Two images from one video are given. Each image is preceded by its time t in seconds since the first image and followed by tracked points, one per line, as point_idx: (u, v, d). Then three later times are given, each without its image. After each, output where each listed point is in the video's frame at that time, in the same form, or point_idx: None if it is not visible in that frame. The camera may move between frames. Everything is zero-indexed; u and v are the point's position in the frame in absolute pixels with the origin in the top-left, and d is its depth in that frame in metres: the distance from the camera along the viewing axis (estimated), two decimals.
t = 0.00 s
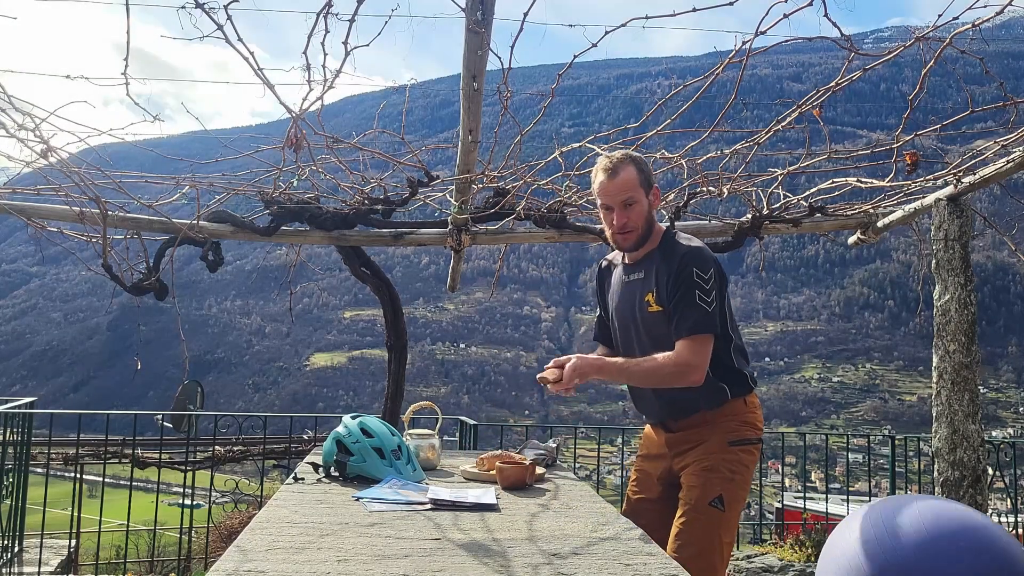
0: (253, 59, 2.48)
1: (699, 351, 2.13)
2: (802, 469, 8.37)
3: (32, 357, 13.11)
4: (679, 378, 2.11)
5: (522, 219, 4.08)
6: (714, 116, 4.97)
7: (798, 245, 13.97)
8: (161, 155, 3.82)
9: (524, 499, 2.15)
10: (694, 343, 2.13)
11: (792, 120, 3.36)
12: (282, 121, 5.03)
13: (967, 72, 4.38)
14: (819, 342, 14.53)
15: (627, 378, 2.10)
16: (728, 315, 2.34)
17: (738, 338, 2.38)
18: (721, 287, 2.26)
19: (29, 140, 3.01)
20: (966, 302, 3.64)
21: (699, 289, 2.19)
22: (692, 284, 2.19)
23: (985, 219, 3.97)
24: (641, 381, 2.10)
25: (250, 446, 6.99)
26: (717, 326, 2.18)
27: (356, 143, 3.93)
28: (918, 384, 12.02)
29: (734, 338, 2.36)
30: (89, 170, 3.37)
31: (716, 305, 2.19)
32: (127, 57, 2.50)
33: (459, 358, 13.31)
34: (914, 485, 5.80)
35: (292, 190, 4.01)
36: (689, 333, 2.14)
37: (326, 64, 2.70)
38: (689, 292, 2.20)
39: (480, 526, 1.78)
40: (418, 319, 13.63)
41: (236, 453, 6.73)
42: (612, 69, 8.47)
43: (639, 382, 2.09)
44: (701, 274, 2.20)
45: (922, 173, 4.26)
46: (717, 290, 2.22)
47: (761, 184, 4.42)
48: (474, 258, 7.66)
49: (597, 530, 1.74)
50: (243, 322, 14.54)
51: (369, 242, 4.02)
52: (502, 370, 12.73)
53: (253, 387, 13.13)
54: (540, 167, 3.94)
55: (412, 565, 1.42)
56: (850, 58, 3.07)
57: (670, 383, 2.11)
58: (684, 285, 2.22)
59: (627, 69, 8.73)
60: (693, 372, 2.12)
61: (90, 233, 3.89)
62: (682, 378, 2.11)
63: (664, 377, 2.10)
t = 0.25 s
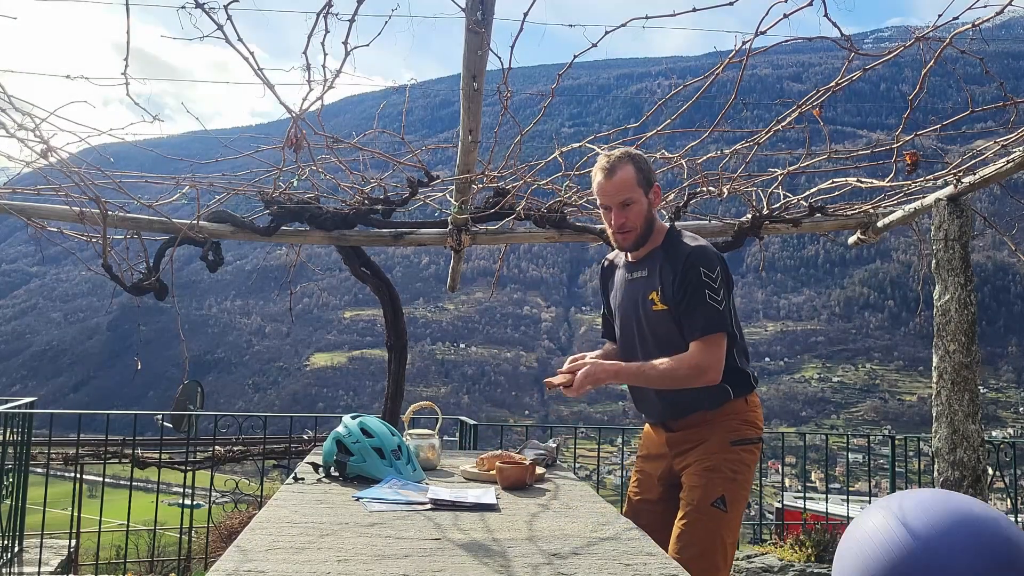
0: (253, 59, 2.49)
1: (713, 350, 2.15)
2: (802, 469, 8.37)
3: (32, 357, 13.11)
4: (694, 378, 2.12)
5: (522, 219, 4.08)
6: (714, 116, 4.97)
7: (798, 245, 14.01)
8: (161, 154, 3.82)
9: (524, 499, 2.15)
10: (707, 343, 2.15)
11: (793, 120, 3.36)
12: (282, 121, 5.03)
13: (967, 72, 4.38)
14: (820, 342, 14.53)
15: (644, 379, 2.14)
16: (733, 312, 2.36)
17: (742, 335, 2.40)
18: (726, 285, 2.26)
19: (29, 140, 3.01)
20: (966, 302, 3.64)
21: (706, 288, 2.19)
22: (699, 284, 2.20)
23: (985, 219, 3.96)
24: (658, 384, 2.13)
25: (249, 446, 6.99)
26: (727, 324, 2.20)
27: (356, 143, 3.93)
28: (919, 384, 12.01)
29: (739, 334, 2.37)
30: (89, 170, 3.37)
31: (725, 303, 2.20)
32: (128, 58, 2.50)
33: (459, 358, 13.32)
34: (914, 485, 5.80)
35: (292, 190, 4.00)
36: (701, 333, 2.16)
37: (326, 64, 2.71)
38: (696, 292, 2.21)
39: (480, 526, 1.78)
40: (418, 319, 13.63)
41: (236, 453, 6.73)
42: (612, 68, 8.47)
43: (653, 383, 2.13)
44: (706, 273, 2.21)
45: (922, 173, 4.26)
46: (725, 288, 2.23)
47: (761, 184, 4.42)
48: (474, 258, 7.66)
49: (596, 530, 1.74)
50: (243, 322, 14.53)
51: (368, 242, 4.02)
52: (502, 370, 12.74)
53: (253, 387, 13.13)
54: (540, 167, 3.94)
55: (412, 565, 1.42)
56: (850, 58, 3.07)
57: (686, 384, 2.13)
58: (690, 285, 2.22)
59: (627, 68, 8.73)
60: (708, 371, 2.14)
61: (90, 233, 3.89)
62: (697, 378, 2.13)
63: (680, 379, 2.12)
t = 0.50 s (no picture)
0: (253, 59, 2.51)
1: (717, 350, 2.13)
2: (802, 469, 8.37)
3: (32, 357, 13.11)
4: (700, 378, 2.10)
5: (522, 219, 4.08)
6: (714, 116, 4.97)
7: (798, 245, 13.87)
8: (161, 154, 3.82)
9: (524, 499, 2.15)
10: (711, 343, 2.14)
11: (792, 120, 3.36)
12: (282, 121, 5.03)
13: (967, 72, 4.38)
14: (819, 342, 14.53)
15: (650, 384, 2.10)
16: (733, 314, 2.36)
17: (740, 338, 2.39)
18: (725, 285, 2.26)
19: (29, 140, 3.01)
20: (966, 302, 3.64)
21: (705, 288, 2.18)
22: (698, 285, 2.19)
23: (986, 219, 3.96)
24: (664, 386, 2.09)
25: (250, 446, 6.98)
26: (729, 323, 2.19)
27: (356, 143, 3.94)
28: (919, 384, 12.00)
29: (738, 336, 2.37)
30: (89, 170, 3.37)
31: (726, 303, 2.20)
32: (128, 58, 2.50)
33: (459, 358, 13.33)
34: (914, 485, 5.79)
35: (292, 190, 4.00)
36: (705, 333, 2.14)
37: (326, 64, 2.72)
38: (695, 294, 2.20)
39: (480, 525, 1.78)
40: (418, 319, 13.61)
41: (236, 453, 6.73)
42: (612, 68, 8.47)
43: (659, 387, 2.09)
44: (704, 274, 2.20)
45: (922, 173, 4.26)
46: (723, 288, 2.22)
47: (761, 184, 4.42)
48: (474, 258, 7.67)
49: (596, 529, 1.75)
50: (243, 321, 14.52)
51: (368, 242, 4.02)
52: (502, 370, 12.75)
53: (253, 387, 13.13)
54: (540, 167, 3.93)
55: (412, 565, 1.42)
56: (850, 58, 3.07)
57: (693, 384, 2.11)
58: (689, 287, 2.22)
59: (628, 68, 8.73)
60: (715, 370, 2.12)
61: (90, 233, 3.89)
62: (704, 378, 2.10)
63: (686, 381, 2.10)
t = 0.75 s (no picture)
0: (253, 59, 2.54)
1: (699, 380, 2.10)
2: (802, 469, 8.37)
3: (32, 357, 13.10)
4: (682, 413, 2.06)
5: (522, 219, 4.08)
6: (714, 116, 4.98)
7: (797, 245, 14.23)
8: (161, 155, 3.82)
9: (524, 499, 2.15)
10: (693, 372, 2.11)
11: (792, 120, 3.36)
12: (281, 121, 5.03)
13: (967, 72, 4.38)
14: (819, 342, 14.54)
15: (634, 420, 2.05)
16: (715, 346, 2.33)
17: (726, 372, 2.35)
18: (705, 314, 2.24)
19: (29, 140, 3.02)
20: (966, 302, 3.64)
21: (685, 316, 2.16)
22: (679, 314, 2.16)
23: (986, 219, 3.96)
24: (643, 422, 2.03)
25: (250, 446, 6.98)
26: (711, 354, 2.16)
27: (356, 143, 3.94)
28: (919, 384, 11.99)
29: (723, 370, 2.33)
30: (89, 170, 3.37)
31: (706, 333, 2.17)
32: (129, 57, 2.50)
33: (459, 357, 13.34)
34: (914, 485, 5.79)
35: (292, 190, 4.00)
36: (688, 365, 2.11)
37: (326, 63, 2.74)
38: (674, 321, 2.17)
39: (480, 525, 1.78)
40: (418, 319, 13.61)
41: (236, 453, 6.72)
42: (612, 69, 8.47)
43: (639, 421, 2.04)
44: (685, 301, 2.18)
45: (922, 172, 4.26)
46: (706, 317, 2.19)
47: (761, 184, 4.42)
48: (474, 258, 7.67)
49: (596, 530, 1.75)
50: (242, 321, 14.50)
51: (368, 242, 4.01)
52: (502, 370, 12.78)
53: (253, 387, 13.13)
54: (540, 166, 3.93)
55: (412, 565, 1.42)
56: (850, 57, 3.07)
57: (675, 418, 2.06)
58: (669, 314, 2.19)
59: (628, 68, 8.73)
60: (702, 403, 2.08)
61: (90, 233, 3.89)
62: (691, 411, 2.06)
63: (672, 413, 2.05)
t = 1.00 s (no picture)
0: (253, 59, 2.62)
1: (678, 405, 1.71)
2: (801, 469, 8.37)
3: (32, 357, 13.10)
4: (664, 449, 1.68)
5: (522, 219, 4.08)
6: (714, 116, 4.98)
7: (797, 245, 14.43)
8: (161, 155, 3.82)
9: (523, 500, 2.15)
10: (668, 399, 1.71)
11: (792, 120, 3.36)
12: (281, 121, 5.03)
13: (966, 72, 4.38)
14: (819, 341, 14.54)
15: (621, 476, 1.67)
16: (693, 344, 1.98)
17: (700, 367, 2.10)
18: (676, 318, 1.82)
19: (29, 140, 3.03)
20: (966, 302, 3.64)
21: (652, 333, 1.74)
22: (640, 332, 1.76)
23: (986, 219, 3.96)
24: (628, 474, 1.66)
25: (250, 446, 6.97)
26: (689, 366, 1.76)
27: (356, 143, 3.94)
28: (919, 384, 11.98)
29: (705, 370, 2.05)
30: (89, 170, 3.37)
31: (679, 344, 1.76)
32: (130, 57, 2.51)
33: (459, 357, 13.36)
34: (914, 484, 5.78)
35: (292, 190, 4.01)
36: (662, 390, 1.70)
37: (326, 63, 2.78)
38: (639, 339, 1.77)
39: (480, 526, 1.77)
40: (418, 319, 13.61)
41: (236, 453, 6.72)
42: (612, 69, 8.48)
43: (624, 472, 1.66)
44: (649, 312, 1.77)
45: (922, 173, 4.26)
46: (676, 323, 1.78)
47: (761, 184, 4.42)
48: (474, 258, 7.68)
49: (595, 530, 1.74)
50: (242, 322, 14.48)
51: (369, 242, 4.01)
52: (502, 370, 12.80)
53: (253, 387, 13.15)
54: (540, 166, 3.93)
55: (412, 565, 1.42)
56: (850, 58, 3.08)
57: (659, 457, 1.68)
58: (634, 330, 1.79)
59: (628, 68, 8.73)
60: (674, 434, 1.69)
61: (90, 233, 3.89)
62: (668, 445, 1.69)
63: (647, 457, 1.67)
